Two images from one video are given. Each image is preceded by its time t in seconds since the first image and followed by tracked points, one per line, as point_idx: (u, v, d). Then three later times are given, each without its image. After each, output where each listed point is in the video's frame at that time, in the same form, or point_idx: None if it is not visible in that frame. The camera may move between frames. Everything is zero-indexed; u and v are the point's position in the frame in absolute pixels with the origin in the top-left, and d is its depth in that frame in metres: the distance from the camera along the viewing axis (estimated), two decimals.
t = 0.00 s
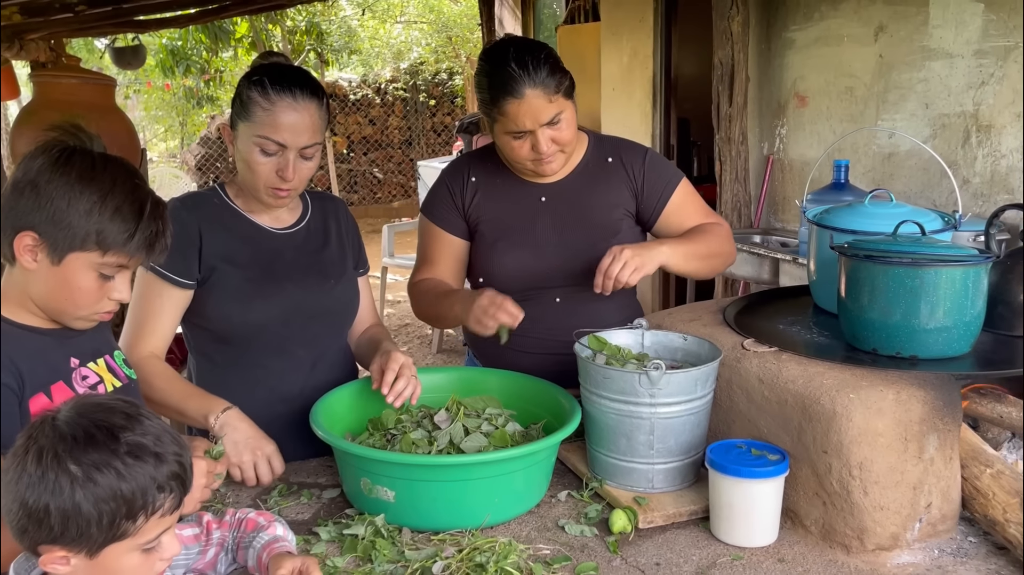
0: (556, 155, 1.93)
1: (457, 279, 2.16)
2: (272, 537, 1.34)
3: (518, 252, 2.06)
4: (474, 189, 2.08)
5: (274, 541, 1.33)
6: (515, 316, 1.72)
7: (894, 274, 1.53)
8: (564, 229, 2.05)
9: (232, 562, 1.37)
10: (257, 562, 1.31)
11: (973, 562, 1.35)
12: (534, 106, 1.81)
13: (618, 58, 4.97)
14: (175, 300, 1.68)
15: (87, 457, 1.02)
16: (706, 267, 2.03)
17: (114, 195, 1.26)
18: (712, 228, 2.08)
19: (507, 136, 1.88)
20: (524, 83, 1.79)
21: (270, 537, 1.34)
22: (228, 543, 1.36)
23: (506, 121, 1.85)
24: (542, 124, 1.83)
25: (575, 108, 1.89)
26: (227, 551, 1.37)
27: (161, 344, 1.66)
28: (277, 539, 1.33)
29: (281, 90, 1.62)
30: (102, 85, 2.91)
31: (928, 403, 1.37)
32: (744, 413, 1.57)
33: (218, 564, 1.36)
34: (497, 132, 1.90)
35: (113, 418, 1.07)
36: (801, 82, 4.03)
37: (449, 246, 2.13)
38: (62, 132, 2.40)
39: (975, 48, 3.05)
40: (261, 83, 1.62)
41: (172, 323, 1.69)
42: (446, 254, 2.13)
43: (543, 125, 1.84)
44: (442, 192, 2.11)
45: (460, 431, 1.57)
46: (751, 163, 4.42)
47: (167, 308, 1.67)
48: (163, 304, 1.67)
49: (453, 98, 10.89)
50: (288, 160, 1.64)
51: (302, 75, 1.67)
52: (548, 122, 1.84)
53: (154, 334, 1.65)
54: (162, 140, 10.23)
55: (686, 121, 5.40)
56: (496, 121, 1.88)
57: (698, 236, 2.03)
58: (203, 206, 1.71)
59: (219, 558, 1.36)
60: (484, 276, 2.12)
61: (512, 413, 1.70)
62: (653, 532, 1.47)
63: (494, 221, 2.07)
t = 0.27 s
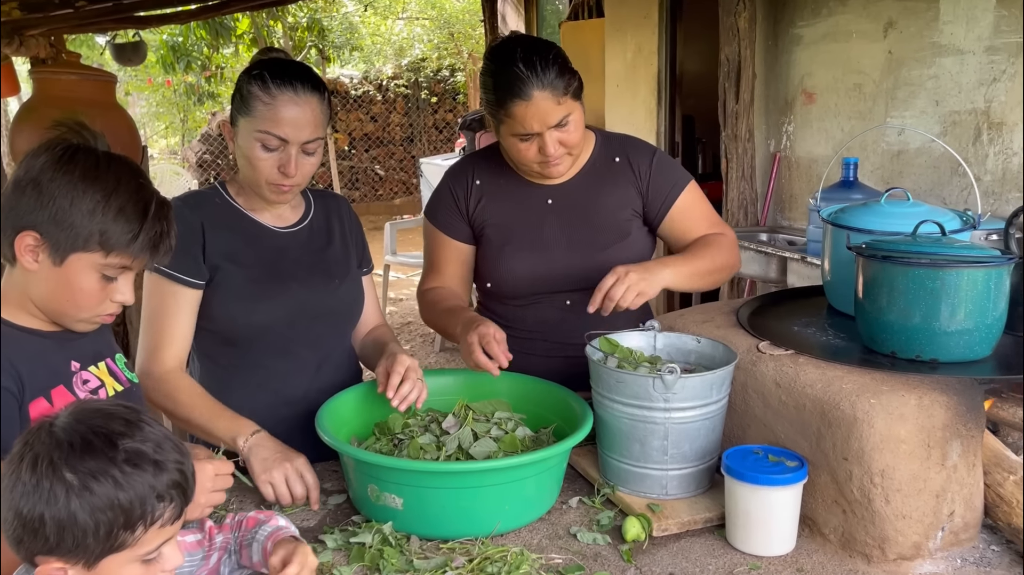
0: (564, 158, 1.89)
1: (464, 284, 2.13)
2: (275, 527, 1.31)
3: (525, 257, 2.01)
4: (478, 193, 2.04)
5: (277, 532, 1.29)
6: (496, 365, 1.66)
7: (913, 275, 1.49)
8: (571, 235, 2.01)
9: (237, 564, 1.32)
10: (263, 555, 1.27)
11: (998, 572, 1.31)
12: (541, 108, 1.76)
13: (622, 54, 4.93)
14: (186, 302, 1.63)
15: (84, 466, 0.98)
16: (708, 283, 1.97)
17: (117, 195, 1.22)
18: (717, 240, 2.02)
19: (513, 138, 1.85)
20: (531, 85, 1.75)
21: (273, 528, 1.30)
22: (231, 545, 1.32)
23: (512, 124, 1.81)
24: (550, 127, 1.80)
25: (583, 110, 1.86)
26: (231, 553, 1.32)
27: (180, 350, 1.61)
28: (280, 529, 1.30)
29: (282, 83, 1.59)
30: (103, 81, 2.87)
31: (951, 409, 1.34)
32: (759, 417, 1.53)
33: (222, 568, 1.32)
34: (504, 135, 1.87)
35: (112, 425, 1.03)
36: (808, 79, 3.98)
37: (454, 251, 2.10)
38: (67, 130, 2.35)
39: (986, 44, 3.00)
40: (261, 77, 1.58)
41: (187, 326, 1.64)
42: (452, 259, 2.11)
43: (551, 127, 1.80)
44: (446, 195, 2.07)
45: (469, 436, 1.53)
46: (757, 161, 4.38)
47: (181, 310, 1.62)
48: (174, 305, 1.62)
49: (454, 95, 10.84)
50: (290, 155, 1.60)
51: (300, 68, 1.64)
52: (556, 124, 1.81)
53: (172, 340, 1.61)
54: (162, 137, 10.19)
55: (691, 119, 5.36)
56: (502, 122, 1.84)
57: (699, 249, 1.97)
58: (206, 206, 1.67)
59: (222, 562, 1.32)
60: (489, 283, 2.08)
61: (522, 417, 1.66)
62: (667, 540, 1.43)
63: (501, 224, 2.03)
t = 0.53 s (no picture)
0: (570, 156, 1.86)
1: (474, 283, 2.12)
2: (276, 527, 1.29)
3: (530, 258, 1.99)
4: (485, 191, 2.02)
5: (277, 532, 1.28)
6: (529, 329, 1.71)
7: (932, 278, 1.47)
8: (576, 237, 1.98)
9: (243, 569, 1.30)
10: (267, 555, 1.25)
11: None
12: (547, 105, 1.74)
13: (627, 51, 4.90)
14: (183, 305, 1.62)
15: (82, 474, 0.96)
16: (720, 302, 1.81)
17: (126, 194, 1.20)
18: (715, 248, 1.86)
19: (519, 135, 1.82)
20: (536, 80, 1.73)
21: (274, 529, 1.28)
22: (236, 550, 1.30)
23: (519, 121, 1.78)
24: (556, 123, 1.77)
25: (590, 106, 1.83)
26: (237, 557, 1.30)
27: (168, 348, 1.61)
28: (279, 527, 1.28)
29: (295, 85, 1.57)
30: (104, 78, 2.84)
31: (971, 415, 1.32)
32: (774, 422, 1.51)
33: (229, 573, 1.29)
34: (509, 131, 1.84)
35: (112, 432, 1.00)
36: (815, 76, 3.95)
37: (461, 250, 2.07)
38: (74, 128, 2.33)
39: (995, 42, 2.98)
40: (273, 78, 1.57)
41: (180, 326, 1.63)
42: (458, 258, 2.08)
43: (557, 124, 1.77)
44: (452, 194, 2.05)
45: (479, 441, 1.51)
46: (763, 158, 4.35)
47: (175, 313, 1.61)
48: (171, 308, 1.61)
49: (456, 91, 10.81)
50: (303, 158, 1.59)
51: (312, 69, 1.62)
52: (562, 121, 1.78)
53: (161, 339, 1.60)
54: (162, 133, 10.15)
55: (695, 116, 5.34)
56: (508, 120, 1.82)
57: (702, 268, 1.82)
58: (212, 206, 1.65)
59: (229, 567, 1.29)
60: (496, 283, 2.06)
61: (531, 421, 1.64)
62: (681, 547, 1.41)
63: (506, 225, 2.01)
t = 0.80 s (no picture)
0: (579, 159, 1.86)
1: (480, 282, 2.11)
2: (284, 527, 1.28)
3: (542, 258, 2.00)
4: (496, 192, 2.01)
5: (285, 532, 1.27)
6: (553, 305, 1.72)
7: (944, 280, 1.45)
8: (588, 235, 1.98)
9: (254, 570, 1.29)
10: (278, 558, 1.25)
11: None
12: (555, 111, 1.73)
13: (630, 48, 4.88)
14: (201, 303, 1.61)
15: (100, 476, 0.95)
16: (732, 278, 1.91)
17: (139, 191, 1.20)
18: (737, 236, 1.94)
19: (528, 141, 1.82)
20: (544, 87, 1.72)
21: (281, 530, 1.28)
22: (247, 552, 1.29)
23: (526, 127, 1.78)
24: (565, 129, 1.76)
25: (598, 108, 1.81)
26: (247, 560, 1.29)
27: (191, 347, 1.61)
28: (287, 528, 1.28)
29: (301, 74, 1.58)
30: (108, 76, 2.82)
31: (984, 418, 1.31)
32: (786, 424, 1.52)
33: None
34: (517, 136, 1.84)
35: (125, 433, 0.99)
36: (819, 75, 3.95)
37: (471, 250, 2.07)
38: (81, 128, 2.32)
39: (1002, 42, 2.95)
40: (279, 69, 1.57)
41: (202, 323, 1.63)
42: (469, 258, 2.08)
43: (565, 129, 1.77)
44: (462, 192, 2.05)
45: (489, 442, 1.50)
46: (767, 157, 4.35)
47: (194, 314, 1.61)
48: (190, 308, 1.60)
49: (457, 88, 10.79)
50: (312, 146, 1.58)
51: (318, 61, 1.63)
52: (569, 126, 1.77)
53: (184, 338, 1.61)
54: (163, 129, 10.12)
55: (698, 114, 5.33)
56: (514, 127, 1.81)
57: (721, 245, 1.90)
58: (221, 206, 1.64)
59: (240, 569, 1.29)
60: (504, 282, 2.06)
61: (541, 423, 1.64)
62: (692, 549, 1.41)
63: (518, 226, 2.01)
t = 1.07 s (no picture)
0: (587, 154, 1.85)
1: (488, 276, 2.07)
2: (283, 517, 1.28)
3: (554, 253, 1.99)
4: (503, 185, 2.00)
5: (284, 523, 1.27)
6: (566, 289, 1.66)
7: (951, 278, 1.44)
8: (596, 228, 1.97)
9: (256, 567, 1.26)
10: (280, 548, 1.24)
11: None
12: (566, 106, 1.72)
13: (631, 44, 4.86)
14: (208, 300, 1.60)
15: (111, 471, 0.94)
16: (736, 271, 1.90)
17: (145, 184, 1.19)
18: (745, 228, 1.95)
19: (537, 136, 1.80)
20: (556, 81, 1.70)
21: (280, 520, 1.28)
22: (248, 549, 1.28)
23: (537, 121, 1.76)
24: (576, 123, 1.75)
25: (608, 104, 1.81)
26: (249, 557, 1.27)
27: (200, 346, 1.60)
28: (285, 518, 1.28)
29: (306, 70, 1.56)
30: (109, 70, 2.81)
31: (993, 418, 1.31)
32: (791, 423, 1.51)
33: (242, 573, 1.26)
34: (525, 130, 1.82)
35: (133, 427, 0.98)
36: (822, 71, 3.93)
37: (480, 243, 2.04)
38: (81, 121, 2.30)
39: (1006, 38, 2.93)
40: (284, 65, 1.56)
41: (208, 320, 1.62)
42: (477, 252, 2.05)
43: (575, 124, 1.76)
44: (469, 186, 2.03)
45: (492, 440, 1.49)
46: (769, 153, 4.34)
47: (200, 311, 1.60)
48: (197, 306, 1.59)
49: (457, 83, 10.76)
50: (318, 144, 1.57)
51: (321, 56, 1.61)
52: (580, 121, 1.76)
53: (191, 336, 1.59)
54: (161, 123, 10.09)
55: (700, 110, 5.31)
56: (524, 121, 1.80)
57: (726, 240, 1.87)
58: (224, 201, 1.63)
59: (241, 567, 1.26)
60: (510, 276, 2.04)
61: (545, 420, 1.63)
62: (697, 548, 1.40)
63: (524, 219, 2.00)
